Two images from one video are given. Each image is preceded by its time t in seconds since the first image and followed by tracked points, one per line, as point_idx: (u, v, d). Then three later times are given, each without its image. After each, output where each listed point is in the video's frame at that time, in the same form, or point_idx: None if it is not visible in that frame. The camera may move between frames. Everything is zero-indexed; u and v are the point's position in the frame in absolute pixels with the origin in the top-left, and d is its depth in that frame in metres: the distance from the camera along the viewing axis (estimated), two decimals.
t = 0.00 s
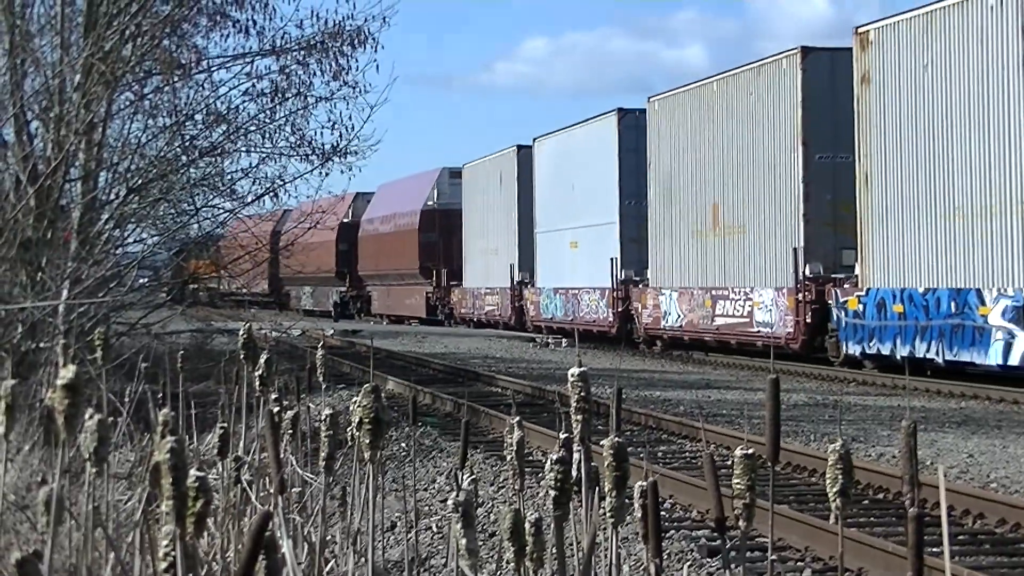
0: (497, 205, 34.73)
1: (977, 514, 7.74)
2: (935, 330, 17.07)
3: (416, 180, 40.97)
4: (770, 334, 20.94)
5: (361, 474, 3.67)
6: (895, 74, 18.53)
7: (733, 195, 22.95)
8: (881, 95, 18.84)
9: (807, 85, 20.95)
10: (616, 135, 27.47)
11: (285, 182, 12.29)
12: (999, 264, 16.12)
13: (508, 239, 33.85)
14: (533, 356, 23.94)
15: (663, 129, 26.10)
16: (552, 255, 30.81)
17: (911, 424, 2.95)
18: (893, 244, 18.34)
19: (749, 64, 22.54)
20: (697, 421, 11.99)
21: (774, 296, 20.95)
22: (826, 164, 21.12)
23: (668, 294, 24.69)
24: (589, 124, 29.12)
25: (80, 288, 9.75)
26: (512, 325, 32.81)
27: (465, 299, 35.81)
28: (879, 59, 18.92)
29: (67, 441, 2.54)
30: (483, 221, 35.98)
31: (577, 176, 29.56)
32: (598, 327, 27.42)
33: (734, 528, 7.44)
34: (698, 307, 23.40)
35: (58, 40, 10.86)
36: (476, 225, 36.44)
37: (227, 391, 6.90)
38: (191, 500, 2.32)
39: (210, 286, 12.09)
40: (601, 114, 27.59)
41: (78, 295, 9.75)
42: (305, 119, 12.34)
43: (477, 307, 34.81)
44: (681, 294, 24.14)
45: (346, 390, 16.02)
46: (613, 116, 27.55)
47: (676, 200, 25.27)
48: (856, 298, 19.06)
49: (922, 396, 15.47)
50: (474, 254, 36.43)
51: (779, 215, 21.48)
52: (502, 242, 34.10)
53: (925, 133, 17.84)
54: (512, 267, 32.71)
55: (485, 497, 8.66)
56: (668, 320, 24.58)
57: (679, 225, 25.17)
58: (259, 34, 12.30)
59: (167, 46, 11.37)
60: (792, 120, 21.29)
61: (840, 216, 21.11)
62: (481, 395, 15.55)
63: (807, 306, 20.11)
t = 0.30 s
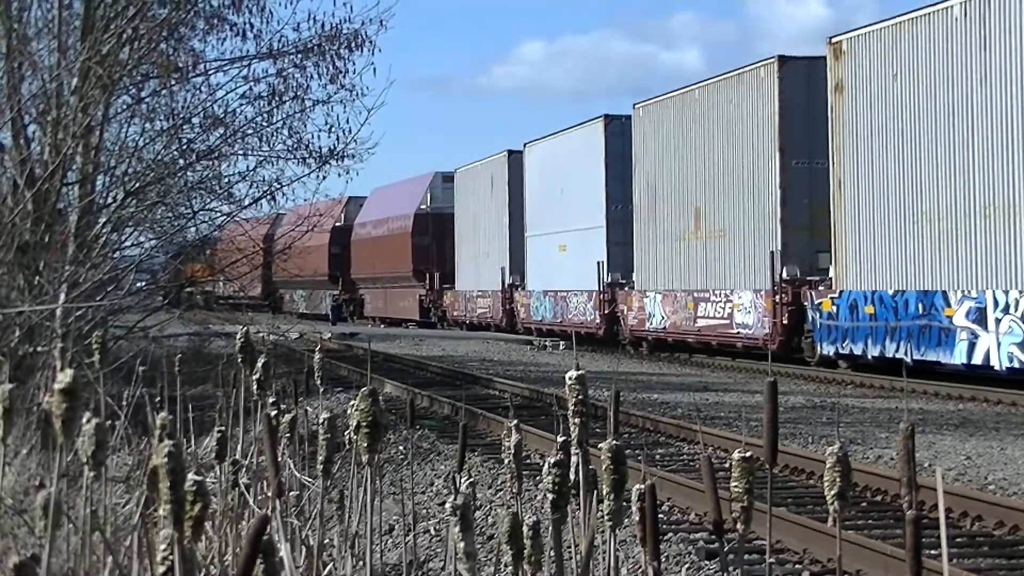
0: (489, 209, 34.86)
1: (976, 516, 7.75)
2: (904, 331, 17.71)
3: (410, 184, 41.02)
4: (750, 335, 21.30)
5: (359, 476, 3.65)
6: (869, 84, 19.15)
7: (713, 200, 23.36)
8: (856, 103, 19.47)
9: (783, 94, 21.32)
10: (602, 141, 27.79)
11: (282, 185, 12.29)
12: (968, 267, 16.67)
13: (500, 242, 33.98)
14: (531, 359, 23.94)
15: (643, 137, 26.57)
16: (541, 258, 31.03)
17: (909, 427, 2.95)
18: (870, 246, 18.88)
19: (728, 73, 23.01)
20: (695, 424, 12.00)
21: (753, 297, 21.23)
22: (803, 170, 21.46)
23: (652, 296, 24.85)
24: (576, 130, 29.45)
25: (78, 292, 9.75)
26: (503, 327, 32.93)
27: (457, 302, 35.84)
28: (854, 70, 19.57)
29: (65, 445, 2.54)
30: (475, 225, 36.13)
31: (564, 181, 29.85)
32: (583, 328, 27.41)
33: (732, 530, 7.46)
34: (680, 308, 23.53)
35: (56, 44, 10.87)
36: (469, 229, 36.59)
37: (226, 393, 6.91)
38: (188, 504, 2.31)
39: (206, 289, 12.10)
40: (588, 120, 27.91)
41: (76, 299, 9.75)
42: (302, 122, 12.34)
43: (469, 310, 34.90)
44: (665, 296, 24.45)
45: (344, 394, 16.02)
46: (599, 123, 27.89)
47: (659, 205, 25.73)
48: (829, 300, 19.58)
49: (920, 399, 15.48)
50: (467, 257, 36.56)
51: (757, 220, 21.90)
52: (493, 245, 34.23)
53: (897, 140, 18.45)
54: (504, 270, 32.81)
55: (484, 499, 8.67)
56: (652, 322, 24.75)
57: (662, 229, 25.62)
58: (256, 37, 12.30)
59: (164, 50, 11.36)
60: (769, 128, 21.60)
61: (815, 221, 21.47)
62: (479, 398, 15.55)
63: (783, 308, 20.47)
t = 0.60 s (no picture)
0: (482, 212, 34.93)
1: (975, 519, 7.74)
2: (876, 332, 18.19)
3: (403, 188, 41.12)
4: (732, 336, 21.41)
5: (358, 479, 3.64)
6: (843, 93, 19.63)
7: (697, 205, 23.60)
8: (832, 112, 19.97)
9: (763, 102, 21.64)
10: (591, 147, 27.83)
11: (281, 189, 12.29)
12: (938, 268, 17.19)
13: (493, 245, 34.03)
14: (530, 362, 23.96)
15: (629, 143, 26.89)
16: (532, 261, 31.08)
17: (909, 429, 2.94)
18: (847, 249, 19.36)
19: (710, 82, 23.36)
20: (693, 427, 12.00)
21: (732, 300, 21.73)
22: (782, 175, 21.77)
23: (638, 299, 25.21)
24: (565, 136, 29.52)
25: (76, 296, 9.73)
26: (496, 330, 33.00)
27: (450, 305, 35.89)
28: (828, 79, 20.08)
29: (64, 447, 2.53)
30: (468, 228, 36.24)
31: (554, 186, 29.91)
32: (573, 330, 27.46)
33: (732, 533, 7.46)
34: (665, 311, 23.98)
35: (54, 47, 10.86)
36: (462, 232, 36.69)
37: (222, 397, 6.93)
38: (187, 507, 2.31)
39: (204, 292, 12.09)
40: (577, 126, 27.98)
41: (74, 302, 9.73)
42: (301, 125, 12.35)
43: (461, 313, 34.97)
44: (653, 299, 24.60)
45: (343, 397, 16.02)
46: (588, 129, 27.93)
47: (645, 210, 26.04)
48: (805, 302, 20.05)
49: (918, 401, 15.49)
50: (460, 260, 36.67)
51: (739, 225, 22.24)
52: (486, 249, 34.34)
53: (871, 148, 18.94)
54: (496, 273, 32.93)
55: (483, 502, 8.67)
56: (639, 324, 25.14)
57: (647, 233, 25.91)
58: (254, 40, 12.30)
59: (163, 53, 11.35)
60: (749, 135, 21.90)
61: (795, 226, 21.82)
62: (478, 401, 15.56)
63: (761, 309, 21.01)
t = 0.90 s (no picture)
0: (473, 215, 34.98)
1: (972, 520, 7.74)
2: (848, 332, 18.36)
3: (396, 191, 41.15)
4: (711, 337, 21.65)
5: (355, 481, 3.63)
6: (816, 101, 19.84)
7: (678, 209, 23.85)
8: (805, 120, 20.18)
9: (742, 110, 21.96)
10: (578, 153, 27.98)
11: (278, 191, 12.28)
12: (909, 273, 17.41)
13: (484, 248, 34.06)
14: (527, 364, 24.00)
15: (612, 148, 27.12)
16: (521, 263, 31.15)
17: (906, 431, 2.94)
18: (819, 253, 19.56)
19: (691, 88, 23.60)
20: (691, 428, 12.02)
21: (713, 301, 21.66)
22: (760, 180, 22.07)
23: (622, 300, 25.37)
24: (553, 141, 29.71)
25: (72, 298, 9.73)
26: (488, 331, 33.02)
27: (443, 307, 35.92)
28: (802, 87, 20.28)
29: (60, 450, 2.53)
30: (459, 231, 36.26)
31: (542, 191, 30.05)
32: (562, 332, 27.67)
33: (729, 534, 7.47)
34: (648, 312, 24.14)
35: (51, 50, 10.87)
36: (454, 234, 36.73)
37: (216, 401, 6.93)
38: (185, 510, 2.31)
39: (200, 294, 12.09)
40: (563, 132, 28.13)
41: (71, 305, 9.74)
42: (298, 127, 12.35)
43: (454, 314, 35.01)
44: (637, 301, 24.65)
45: (341, 399, 16.02)
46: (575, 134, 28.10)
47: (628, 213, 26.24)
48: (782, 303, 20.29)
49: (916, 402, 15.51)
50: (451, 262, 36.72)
51: (718, 229, 22.47)
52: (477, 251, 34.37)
53: (844, 155, 19.13)
54: (487, 275, 32.95)
55: (480, 504, 8.68)
56: (623, 324, 25.31)
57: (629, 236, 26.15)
58: (251, 42, 12.30)
59: (159, 55, 11.34)
60: (728, 141, 22.21)
61: (772, 229, 22.12)
62: (475, 403, 15.57)
63: (740, 311, 20.96)
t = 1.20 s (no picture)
0: (465, 217, 34.96)
1: (968, 523, 7.75)
2: (821, 333, 18.42)
3: (389, 193, 41.15)
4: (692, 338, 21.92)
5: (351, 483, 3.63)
6: (792, 109, 19.88)
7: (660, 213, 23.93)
8: (782, 127, 20.21)
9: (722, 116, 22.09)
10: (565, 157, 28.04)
11: (274, 193, 12.28)
12: (880, 277, 17.43)
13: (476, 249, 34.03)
14: (523, 366, 23.98)
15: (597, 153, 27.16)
16: (510, 266, 31.16)
17: (902, 433, 2.94)
18: (795, 258, 19.59)
19: (674, 94, 23.67)
20: (687, 430, 12.02)
21: (693, 303, 21.93)
22: (739, 185, 22.19)
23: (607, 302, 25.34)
24: (540, 146, 29.78)
25: (69, 299, 9.73)
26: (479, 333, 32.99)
27: (434, 308, 35.91)
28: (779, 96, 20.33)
29: (58, 452, 2.53)
30: (451, 233, 36.22)
31: (530, 194, 30.11)
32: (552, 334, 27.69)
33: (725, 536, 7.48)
34: (631, 314, 24.07)
35: (47, 51, 10.86)
36: (445, 237, 36.72)
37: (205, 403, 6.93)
38: (182, 511, 2.32)
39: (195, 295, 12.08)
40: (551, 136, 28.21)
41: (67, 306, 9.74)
42: (295, 129, 12.34)
43: (446, 316, 35.00)
44: (620, 303, 24.68)
45: (336, 401, 16.01)
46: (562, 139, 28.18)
47: (610, 218, 26.28)
48: (759, 305, 20.34)
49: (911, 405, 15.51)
50: (442, 264, 36.70)
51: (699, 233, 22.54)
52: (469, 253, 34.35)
53: (818, 162, 19.17)
54: (478, 277, 32.93)
55: (476, 506, 8.68)
56: (608, 326, 25.28)
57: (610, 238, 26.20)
58: (248, 44, 12.29)
59: (156, 57, 11.34)
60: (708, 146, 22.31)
61: (751, 233, 22.23)
62: (472, 404, 15.58)
63: (719, 312, 21.11)
